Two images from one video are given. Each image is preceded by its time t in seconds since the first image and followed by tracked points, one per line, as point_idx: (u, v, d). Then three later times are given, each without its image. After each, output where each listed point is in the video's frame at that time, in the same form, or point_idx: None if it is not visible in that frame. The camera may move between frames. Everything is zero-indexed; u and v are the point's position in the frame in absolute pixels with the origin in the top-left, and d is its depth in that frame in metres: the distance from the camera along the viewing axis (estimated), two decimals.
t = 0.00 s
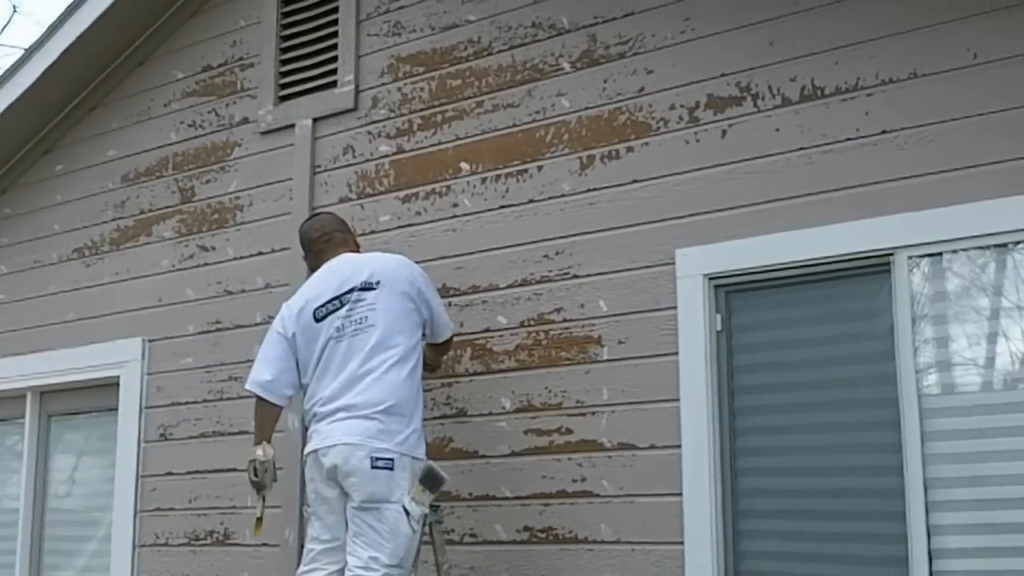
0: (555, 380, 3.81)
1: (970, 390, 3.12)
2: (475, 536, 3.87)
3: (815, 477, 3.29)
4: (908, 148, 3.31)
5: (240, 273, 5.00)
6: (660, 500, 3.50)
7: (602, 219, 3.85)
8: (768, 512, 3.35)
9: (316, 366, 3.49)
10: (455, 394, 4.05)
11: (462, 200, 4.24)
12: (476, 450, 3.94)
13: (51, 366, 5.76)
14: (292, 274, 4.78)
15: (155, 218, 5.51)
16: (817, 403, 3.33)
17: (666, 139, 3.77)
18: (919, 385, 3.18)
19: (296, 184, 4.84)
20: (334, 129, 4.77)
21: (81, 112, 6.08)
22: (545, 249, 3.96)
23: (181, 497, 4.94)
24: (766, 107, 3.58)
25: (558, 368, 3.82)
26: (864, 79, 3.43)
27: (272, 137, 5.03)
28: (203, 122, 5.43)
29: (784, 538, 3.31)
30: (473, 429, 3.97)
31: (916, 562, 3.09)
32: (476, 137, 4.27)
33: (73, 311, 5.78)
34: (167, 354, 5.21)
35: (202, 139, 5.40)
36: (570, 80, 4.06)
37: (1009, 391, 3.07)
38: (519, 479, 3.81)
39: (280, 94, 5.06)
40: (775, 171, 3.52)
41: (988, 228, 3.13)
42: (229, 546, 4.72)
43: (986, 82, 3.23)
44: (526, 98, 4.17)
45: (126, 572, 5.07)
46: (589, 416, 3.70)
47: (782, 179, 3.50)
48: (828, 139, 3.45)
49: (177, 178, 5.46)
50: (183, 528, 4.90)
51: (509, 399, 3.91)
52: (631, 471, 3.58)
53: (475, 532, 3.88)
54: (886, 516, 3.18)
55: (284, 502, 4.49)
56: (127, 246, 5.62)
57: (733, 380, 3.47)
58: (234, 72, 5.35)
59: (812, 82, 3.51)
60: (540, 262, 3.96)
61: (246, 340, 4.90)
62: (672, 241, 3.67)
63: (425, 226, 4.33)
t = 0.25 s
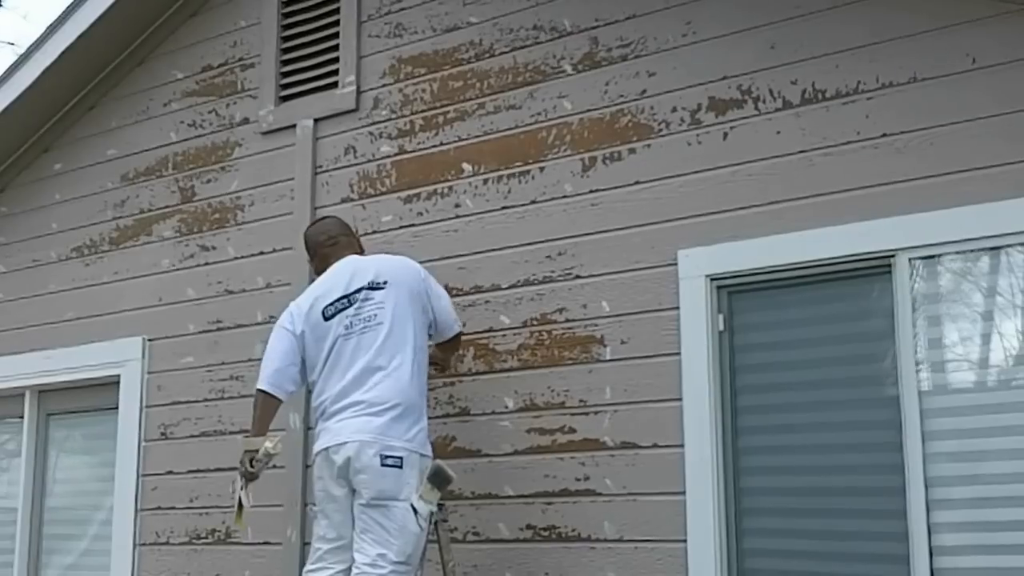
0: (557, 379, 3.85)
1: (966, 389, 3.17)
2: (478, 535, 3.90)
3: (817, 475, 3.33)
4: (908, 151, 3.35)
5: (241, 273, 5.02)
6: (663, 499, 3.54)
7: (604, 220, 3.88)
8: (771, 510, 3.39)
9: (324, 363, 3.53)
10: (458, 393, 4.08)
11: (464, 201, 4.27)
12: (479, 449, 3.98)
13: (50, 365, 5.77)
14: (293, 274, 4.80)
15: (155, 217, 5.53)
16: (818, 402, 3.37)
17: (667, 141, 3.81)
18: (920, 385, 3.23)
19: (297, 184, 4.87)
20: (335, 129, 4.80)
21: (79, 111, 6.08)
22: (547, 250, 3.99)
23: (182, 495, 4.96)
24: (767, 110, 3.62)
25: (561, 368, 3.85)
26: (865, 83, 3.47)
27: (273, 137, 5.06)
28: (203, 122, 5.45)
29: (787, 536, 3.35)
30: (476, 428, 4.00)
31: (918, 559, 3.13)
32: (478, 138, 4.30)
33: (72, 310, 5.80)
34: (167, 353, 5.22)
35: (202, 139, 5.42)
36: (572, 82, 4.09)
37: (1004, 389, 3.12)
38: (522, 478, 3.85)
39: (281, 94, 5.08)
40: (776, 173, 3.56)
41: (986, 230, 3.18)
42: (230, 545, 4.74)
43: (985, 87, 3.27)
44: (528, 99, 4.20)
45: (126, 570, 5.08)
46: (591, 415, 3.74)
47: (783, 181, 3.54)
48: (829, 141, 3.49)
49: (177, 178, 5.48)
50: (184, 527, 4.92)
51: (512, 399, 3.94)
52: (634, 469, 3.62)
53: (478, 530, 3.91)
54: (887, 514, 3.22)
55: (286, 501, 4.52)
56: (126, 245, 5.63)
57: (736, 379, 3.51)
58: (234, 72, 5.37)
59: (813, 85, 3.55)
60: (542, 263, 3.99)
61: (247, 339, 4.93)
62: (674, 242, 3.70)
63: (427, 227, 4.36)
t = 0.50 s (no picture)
0: (560, 378, 3.88)
1: (955, 388, 3.22)
2: (481, 532, 3.94)
3: (819, 474, 3.37)
4: (908, 154, 3.39)
5: (242, 272, 5.04)
6: (666, 497, 3.58)
7: (606, 221, 3.92)
8: (772, 507, 3.43)
9: (332, 361, 3.61)
10: (460, 392, 4.11)
11: (466, 201, 4.30)
12: (481, 448, 4.01)
13: (50, 363, 5.78)
14: (294, 273, 4.83)
15: (155, 216, 5.54)
16: (819, 402, 3.41)
17: (669, 142, 3.84)
18: (920, 385, 3.27)
19: (298, 184, 4.89)
20: (337, 129, 4.82)
21: (77, 110, 6.09)
22: (549, 250, 4.03)
23: (183, 494, 4.98)
24: (768, 113, 3.66)
25: (564, 367, 3.89)
26: (865, 86, 3.51)
27: (274, 137, 5.08)
28: (204, 122, 5.47)
29: (788, 533, 3.39)
30: (479, 427, 4.04)
31: (919, 556, 3.17)
32: (479, 139, 4.33)
33: (71, 309, 5.81)
34: (168, 352, 5.24)
35: (202, 139, 5.44)
36: (573, 84, 4.12)
37: (993, 387, 3.18)
38: (525, 476, 3.89)
39: (282, 94, 5.10)
40: (777, 175, 3.60)
41: (983, 232, 3.23)
42: (231, 543, 4.77)
43: (985, 90, 3.31)
44: (529, 101, 4.23)
45: (127, 569, 5.10)
46: (594, 414, 3.78)
47: (784, 183, 3.58)
48: (830, 144, 3.53)
49: (177, 177, 5.50)
50: (186, 525, 4.94)
51: (515, 398, 3.98)
52: (637, 468, 3.65)
53: (481, 528, 3.94)
54: (888, 512, 3.26)
55: (288, 499, 4.54)
56: (126, 244, 5.65)
57: (737, 379, 3.55)
58: (235, 72, 5.39)
59: (814, 88, 3.59)
60: (544, 263, 4.02)
61: (248, 338, 4.95)
62: (676, 243, 3.74)
63: (429, 227, 4.39)
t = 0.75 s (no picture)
0: (562, 377, 3.92)
1: (942, 387, 3.28)
2: (484, 530, 3.98)
3: (821, 472, 3.42)
4: (908, 156, 3.43)
5: (243, 271, 5.07)
6: (669, 495, 3.62)
7: (608, 221, 3.95)
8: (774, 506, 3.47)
9: (339, 360, 3.64)
10: (463, 391, 4.14)
11: (468, 201, 4.34)
12: (484, 446, 4.05)
13: (49, 362, 5.79)
14: (295, 273, 4.85)
15: (155, 215, 5.56)
16: (821, 400, 3.45)
17: (670, 144, 3.88)
18: (921, 384, 3.31)
19: (299, 184, 4.92)
20: (338, 129, 4.85)
21: (76, 109, 6.09)
22: (552, 251, 4.06)
23: (184, 492, 5.00)
24: (769, 115, 3.70)
25: (566, 366, 3.93)
26: (865, 89, 3.55)
27: (275, 136, 5.11)
28: (204, 121, 5.49)
29: (791, 531, 3.43)
30: (481, 425, 4.07)
31: (919, 553, 3.22)
32: (482, 139, 4.37)
33: (71, 308, 5.82)
34: (169, 351, 5.26)
35: (202, 138, 5.46)
36: (575, 85, 4.16)
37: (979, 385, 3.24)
38: (528, 474, 3.92)
39: (282, 94, 5.13)
40: (778, 176, 3.64)
41: (979, 233, 3.28)
42: (233, 541, 4.80)
43: (984, 94, 3.36)
44: (531, 102, 4.26)
45: (128, 567, 5.11)
46: (597, 413, 3.82)
47: (785, 184, 3.62)
48: (830, 146, 3.57)
49: (178, 176, 5.51)
50: (187, 523, 4.97)
51: (517, 396, 4.01)
52: (640, 466, 3.70)
53: (484, 526, 3.98)
54: (889, 509, 3.31)
55: (290, 498, 4.57)
56: (126, 243, 5.66)
57: (739, 378, 3.59)
58: (235, 72, 5.41)
59: (814, 91, 3.63)
60: (547, 263, 4.06)
61: (249, 337, 4.97)
62: (678, 244, 3.78)
63: (431, 227, 4.42)
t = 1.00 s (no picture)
0: (565, 375, 3.96)
1: (942, 385, 3.33)
2: (486, 527, 4.01)
3: (821, 469, 3.46)
4: (907, 158, 3.48)
5: (244, 270, 5.10)
6: (671, 492, 3.67)
7: (610, 221, 3.99)
8: (775, 503, 3.51)
9: (341, 359, 3.67)
10: (465, 389, 4.18)
11: (470, 201, 4.37)
12: (487, 443, 4.09)
13: (48, 360, 5.78)
14: (297, 272, 4.88)
15: (155, 214, 5.57)
16: (821, 399, 3.49)
17: (672, 145, 3.92)
18: (921, 382, 3.36)
19: (301, 184, 4.95)
20: (339, 129, 4.88)
21: (75, 108, 6.06)
22: (553, 250, 4.10)
23: (185, 490, 5.03)
24: (770, 116, 3.74)
25: (569, 365, 3.96)
26: (866, 91, 3.59)
27: (276, 136, 5.13)
28: (205, 120, 5.50)
29: (791, 527, 3.48)
30: (484, 423, 4.11)
31: (920, 549, 3.26)
32: (484, 139, 4.40)
33: (70, 306, 5.80)
34: (170, 350, 5.28)
35: (202, 137, 5.48)
36: (577, 86, 4.19)
37: (973, 383, 3.30)
38: (530, 472, 3.96)
39: (283, 94, 5.15)
40: (779, 177, 3.68)
41: (977, 234, 3.32)
42: (235, 538, 4.82)
43: (983, 96, 3.40)
44: (533, 102, 4.30)
45: (128, 565, 5.12)
46: (599, 411, 3.86)
47: (786, 185, 3.66)
48: (831, 147, 3.61)
49: (179, 175, 5.52)
50: (188, 521, 4.99)
51: (520, 394, 4.05)
52: (642, 464, 3.74)
53: (486, 523, 4.02)
54: (890, 506, 3.35)
55: (293, 496, 4.60)
56: (126, 242, 5.66)
57: (740, 376, 3.63)
58: (235, 72, 5.43)
59: (815, 93, 3.67)
60: (549, 262, 4.10)
61: (251, 335, 5.00)
62: (679, 243, 3.82)
63: (433, 226, 4.46)
